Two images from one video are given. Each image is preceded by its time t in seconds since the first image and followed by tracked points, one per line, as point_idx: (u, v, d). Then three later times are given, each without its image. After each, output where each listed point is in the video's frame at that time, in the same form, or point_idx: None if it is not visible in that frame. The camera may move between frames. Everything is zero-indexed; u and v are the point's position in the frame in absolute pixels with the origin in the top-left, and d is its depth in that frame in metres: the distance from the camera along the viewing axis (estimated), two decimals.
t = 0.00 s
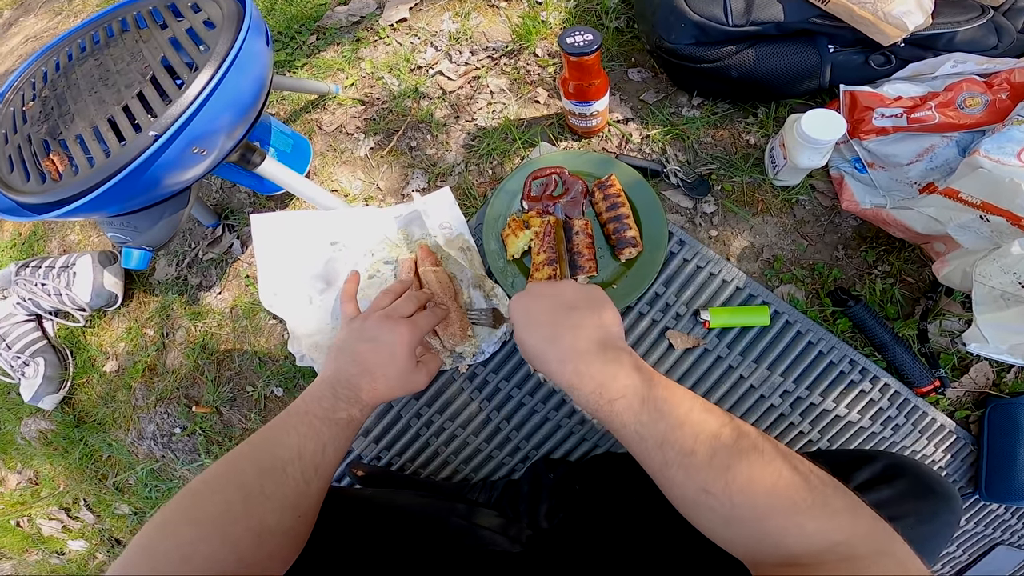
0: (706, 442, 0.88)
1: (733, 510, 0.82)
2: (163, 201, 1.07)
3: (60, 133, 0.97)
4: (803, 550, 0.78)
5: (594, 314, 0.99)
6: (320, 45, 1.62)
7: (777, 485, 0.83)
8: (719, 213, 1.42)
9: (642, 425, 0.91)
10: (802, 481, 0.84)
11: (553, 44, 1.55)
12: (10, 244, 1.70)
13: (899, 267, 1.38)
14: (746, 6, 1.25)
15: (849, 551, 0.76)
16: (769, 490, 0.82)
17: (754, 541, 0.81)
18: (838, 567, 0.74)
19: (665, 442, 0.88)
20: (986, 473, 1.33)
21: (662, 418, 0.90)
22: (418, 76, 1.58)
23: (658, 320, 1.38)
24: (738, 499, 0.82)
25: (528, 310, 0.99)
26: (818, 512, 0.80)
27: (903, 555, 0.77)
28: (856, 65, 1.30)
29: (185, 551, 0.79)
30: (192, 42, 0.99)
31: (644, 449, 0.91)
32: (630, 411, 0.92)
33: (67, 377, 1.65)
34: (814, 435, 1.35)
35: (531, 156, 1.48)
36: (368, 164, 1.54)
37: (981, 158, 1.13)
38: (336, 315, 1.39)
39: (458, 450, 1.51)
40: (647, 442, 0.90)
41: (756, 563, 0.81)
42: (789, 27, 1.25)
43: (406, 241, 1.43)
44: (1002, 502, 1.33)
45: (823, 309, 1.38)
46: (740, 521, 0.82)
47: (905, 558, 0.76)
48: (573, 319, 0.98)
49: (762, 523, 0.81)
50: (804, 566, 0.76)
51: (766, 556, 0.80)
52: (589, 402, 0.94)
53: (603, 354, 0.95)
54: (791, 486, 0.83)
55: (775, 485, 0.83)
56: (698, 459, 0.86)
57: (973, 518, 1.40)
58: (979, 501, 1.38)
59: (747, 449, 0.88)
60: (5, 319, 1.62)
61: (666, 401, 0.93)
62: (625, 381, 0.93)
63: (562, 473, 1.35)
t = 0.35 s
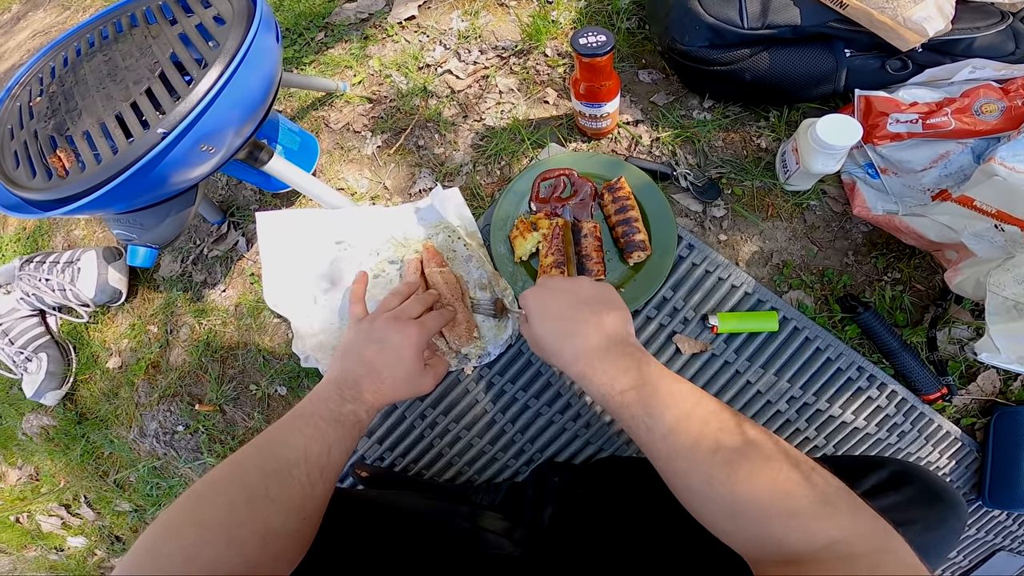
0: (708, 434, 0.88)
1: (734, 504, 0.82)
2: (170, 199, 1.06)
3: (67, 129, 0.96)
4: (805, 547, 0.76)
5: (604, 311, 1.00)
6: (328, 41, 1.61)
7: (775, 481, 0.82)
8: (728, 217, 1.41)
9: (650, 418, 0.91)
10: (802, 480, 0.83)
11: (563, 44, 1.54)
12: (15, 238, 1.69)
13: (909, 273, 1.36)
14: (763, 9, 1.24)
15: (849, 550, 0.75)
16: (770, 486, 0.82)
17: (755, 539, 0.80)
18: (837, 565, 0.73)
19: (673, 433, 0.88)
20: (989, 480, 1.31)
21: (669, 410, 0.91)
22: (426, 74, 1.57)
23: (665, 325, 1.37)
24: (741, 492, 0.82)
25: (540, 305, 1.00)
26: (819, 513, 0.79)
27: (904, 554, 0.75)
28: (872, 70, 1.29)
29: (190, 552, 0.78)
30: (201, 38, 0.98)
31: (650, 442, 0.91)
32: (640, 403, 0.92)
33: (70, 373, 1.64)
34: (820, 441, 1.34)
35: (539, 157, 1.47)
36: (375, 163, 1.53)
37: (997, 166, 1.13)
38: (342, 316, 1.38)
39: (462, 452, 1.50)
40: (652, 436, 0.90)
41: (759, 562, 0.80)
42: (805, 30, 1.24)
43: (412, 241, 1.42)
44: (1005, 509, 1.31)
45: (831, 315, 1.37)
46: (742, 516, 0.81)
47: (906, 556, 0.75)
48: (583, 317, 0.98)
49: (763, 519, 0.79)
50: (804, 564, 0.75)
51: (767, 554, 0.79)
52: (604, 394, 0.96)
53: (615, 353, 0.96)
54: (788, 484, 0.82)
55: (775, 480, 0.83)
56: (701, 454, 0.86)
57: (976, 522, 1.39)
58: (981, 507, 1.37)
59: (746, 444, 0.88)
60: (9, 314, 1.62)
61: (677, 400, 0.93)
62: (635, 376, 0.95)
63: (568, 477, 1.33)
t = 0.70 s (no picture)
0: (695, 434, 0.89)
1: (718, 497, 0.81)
2: (178, 201, 1.06)
3: (76, 130, 0.96)
4: (800, 544, 0.75)
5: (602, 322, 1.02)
6: (335, 43, 1.61)
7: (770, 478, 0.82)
8: (736, 221, 1.40)
9: (647, 415, 0.92)
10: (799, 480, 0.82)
11: (570, 46, 1.54)
12: (22, 238, 1.69)
13: (918, 278, 1.36)
14: (772, 12, 1.23)
15: (842, 548, 0.73)
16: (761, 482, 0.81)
17: (748, 535, 0.79)
18: (829, 564, 0.72)
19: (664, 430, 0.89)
20: (996, 485, 1.30)
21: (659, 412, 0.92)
22: (433, 76, 1.57)
23: (672, 330, 1.37)
24: (733, 487, 0.81)
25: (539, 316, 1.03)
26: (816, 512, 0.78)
27: (897, 554, 0.74)
28: (882, 74, 1.28)
29: (184, 554, 0.78)
30: (211, 39, 0.98)
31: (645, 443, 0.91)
32: (639, 401, 0.93)
33: (76, 373, 1.64)
34: (826, 446, 1.33)
35: (546, 161, 1.47)
36: (381, 165, 1.53)
37: (1007, 171, 1.12)
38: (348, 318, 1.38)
39: (467, 455, 1.50)
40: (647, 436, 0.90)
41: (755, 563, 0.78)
42: (815, 34, 1.24)
43: (418, 244, 1.42)
44: (1013, 514, 1.30)
45: (839, 320, 1.36)
46: (735, 512, 0.80)
47: (897, 556, 0.74)
48: (582, 325, 1.01)
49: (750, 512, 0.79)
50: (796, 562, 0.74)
51: (762, 552, 0.77)
52: (620, 390, 0.96)
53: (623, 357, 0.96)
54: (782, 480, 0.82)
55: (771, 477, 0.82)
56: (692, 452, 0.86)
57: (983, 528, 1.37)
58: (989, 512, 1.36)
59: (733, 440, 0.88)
60: (15, 314, 1.62)
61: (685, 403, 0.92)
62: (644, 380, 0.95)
63: (573, 480, 1.32)
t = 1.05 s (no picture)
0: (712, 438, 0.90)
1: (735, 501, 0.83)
2: (190, 204, 1.08)
3: (93, 132, 0.98)
4: (817, 548, 0.77)
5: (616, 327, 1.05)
6: (343, 50, 1.64)
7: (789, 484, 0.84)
8: (736, 230, 1.43)
9: (665, 419, 0.94)
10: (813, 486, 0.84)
11: (574, 56, 1.56)
12: (27, 239, 1.69)
13: (914, 287, 1.39)
14: (773, 24, 1.26)
15: (860, 552, 0.75)
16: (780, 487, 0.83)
17: (764, 540, 0.80)
18: (852, 566, 0.73)
19: (684, 434, 0.91)
20: (993, 489, 1.33)
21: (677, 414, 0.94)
22: (438, 84, 1.59)
23: (672, 336, 1.39)
24: (752, 491, 0.83)
25: (552, 315, 1.06)
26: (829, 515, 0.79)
27: (912, 558, 0.76)
28: (880, 83, 1.31)
29: (180, 555, 0.77)
30: (227, 45, 1.00)
31: (660, 447, 0.93)
32: (647, 406, 0.95)
33: (79, 374, 1.65)
34: (825, 451, 1.36)
35: (550, 168, 1.49)
36: (387, 171, 1.56)
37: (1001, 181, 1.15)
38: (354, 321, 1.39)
39: (469, 458, 1.52)
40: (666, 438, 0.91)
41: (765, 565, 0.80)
42: (815, 45, 1.26)
43: (423, 249, 1.44)
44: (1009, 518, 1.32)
45: (837, 328, 1.38)
46: (753, 517, 0.82)
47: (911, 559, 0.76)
48: (592, 331, 1.03)
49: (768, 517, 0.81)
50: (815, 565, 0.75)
51: (776, 556, 0.79)
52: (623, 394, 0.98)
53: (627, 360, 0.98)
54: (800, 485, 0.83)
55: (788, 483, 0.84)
56: (711, 457, 0.88)
57: (978, 532, 1.40)
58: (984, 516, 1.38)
59: (751, 445, 0.90)
60: (20, 314, 1.61)
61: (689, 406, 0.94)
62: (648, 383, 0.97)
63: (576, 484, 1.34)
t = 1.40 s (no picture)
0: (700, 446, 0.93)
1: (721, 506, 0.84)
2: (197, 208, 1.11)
3: (105, 137, 1.00)
4: (795, 552, 0.77)
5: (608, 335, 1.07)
6: (346, 58, 1.67)
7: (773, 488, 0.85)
8: (730, 235, 1.46)
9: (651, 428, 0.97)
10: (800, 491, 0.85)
11: (572, 64, 1.60)
12: (32, 243, 1.70)
13: (906, 291, 1.42)
14: (765, 33, 1.30)
15: (840, 555, 0.75)
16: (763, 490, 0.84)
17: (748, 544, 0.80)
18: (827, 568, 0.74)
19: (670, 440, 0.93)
20: (987, 491, 1.35)
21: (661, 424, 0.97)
22: (440, 91, 1.63)
23: (669, 339, 1.42)
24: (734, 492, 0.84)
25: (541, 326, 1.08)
26: (812, 519, 0.80)
27: (895, 562, 0.75)
28: (870, 91, 1.34)
29: (215, 542, 0.79)
30: (237, 53, 1.03)
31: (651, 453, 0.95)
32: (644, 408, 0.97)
33: (82, 377, 1.66)
34: (819, 453, 1.38)
35: (549, 175, 1.52)
36: (388, 177, 1.58)
37: (988, 186, 1.19)
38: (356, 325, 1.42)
39: (468, 460, 1.54)
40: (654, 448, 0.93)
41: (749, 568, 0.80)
42: (806, 54, 1.30)
43: (423, 254, 1.47)
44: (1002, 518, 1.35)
45: (830, 331, 1.42)
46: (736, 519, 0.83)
47: (895, 564, 0.75)
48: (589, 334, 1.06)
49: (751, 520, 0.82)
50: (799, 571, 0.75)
51: (760, 561, 0.79)
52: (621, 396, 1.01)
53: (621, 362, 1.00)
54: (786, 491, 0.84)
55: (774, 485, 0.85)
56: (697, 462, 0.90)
57: (973, 533, 1.42)
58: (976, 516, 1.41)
59: (738, 451, 0.92)
60: (24, 317, 1.62)
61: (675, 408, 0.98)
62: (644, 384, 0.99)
63: (573, 484, 1.37)
